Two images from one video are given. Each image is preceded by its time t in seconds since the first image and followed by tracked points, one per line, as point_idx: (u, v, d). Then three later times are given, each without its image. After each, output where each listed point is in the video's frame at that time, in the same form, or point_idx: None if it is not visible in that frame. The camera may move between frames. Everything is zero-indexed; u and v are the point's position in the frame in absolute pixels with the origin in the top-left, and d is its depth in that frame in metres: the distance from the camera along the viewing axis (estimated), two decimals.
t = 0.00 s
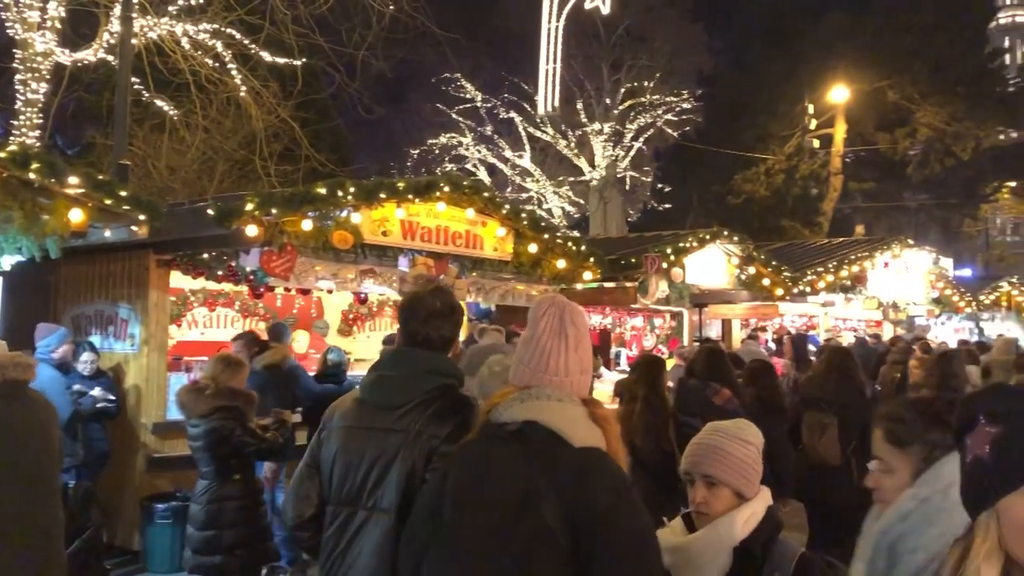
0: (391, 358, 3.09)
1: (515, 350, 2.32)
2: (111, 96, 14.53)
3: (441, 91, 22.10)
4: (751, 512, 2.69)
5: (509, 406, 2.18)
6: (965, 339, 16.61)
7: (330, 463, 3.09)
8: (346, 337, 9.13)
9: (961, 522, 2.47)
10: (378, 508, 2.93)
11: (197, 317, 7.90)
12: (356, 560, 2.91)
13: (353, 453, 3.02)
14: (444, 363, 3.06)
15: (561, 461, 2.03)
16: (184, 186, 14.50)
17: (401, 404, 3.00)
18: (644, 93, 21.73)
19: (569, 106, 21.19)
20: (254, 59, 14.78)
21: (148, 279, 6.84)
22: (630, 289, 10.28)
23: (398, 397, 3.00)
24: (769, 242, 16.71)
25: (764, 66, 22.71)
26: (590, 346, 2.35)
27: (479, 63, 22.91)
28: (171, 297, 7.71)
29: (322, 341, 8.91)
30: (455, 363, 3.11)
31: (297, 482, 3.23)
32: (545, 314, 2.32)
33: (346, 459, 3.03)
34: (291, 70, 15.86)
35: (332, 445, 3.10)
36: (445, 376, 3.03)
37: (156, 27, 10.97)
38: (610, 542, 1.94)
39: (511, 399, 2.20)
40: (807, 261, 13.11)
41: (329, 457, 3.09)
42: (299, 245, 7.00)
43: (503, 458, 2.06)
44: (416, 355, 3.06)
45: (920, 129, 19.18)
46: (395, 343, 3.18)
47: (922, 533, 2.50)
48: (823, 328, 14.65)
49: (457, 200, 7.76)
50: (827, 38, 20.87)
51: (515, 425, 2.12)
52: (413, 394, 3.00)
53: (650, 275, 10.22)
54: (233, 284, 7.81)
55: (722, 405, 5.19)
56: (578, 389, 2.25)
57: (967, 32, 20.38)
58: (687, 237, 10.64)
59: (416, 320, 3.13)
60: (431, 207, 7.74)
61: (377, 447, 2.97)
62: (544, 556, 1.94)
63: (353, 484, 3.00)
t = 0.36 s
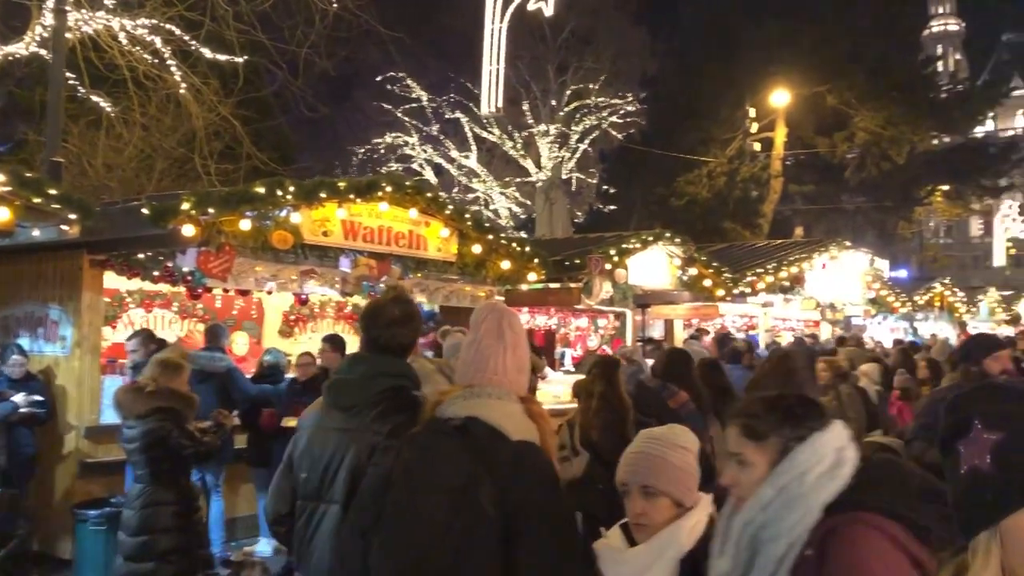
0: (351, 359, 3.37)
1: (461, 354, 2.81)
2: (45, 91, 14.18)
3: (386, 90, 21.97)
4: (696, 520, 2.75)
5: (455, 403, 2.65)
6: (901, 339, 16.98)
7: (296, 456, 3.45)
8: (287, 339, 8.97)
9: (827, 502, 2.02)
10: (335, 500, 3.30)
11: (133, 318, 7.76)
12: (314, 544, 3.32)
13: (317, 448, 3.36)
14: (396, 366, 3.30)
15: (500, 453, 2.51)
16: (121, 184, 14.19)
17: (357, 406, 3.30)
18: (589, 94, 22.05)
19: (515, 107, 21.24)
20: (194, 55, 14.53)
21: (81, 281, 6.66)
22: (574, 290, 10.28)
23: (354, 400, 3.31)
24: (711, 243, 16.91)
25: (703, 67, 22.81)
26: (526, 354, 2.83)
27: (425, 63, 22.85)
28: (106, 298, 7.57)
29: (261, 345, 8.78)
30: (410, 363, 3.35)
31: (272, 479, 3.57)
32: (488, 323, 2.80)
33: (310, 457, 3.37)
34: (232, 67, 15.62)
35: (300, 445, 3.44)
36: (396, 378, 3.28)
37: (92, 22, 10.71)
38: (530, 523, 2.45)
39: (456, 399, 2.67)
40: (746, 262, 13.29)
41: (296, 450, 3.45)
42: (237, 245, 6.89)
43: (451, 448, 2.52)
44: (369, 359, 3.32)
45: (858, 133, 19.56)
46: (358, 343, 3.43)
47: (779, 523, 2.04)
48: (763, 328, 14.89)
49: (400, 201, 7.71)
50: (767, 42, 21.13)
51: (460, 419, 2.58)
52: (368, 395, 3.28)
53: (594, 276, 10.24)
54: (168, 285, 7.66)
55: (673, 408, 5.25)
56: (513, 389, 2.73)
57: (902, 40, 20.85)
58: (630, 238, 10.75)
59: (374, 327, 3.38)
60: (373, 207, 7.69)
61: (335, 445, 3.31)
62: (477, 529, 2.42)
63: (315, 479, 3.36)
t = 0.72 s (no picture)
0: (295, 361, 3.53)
1: (408, 357, 3.16)
2: None
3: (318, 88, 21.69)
4: (561, 540, 2.62)
5: (406, 403, 3.02)
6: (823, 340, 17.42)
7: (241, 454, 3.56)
8: (212, 341, 8.80)
9: (683, 512, 2.04)
10: (281, 495, 3.43)
11: (51, 320, 7.54)
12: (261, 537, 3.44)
13: (262, 447, 3.49)
14: (340, 368, 3.48)
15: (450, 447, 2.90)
16: (38, 182, 13.72)
17: (301, 405, 3.45)
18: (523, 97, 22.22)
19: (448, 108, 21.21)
20: (117, 50, 14.15)
21: None
22: (505, 291, 10.27)
23: (298, 398, 3.45)
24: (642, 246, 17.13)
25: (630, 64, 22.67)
26: (469, 352, 3.22)
27: (357, 61, 22.61)
28: (20, 301, 7.41)
29: (185, 348, 8.61)
30: (352, 366, 3.54)
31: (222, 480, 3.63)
32: (432, 327, 3.17)
33: (259, 455, 3.49)
34: (157, 63, 15.26)
35: (248, 445, 3.55)
36: (341, 377, 3.46)
37: (9, 14, 10.33)
38: (477, 510, 2.87)
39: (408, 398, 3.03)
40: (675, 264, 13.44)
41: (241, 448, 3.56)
42: (158, 247, 6.75)
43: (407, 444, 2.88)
44: (313, 362, 3.48)
45: (783, 138, 20.02)
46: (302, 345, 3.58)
47: (638, 538, 2.05)
48: (691, 329, 15.10)
49: (327, 201, 7.59)
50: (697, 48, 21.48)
51: (412, 417, 2.94)
52: (312, 394, 3.43)
53: (526, 277, 10.28)
54: (86, 287, 7.42)
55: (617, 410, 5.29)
56: (460, 387, 3.13)
57: (826, 48, 21.40)
58: (561, 240, 10.83)
59: (319, 332, 3.54)
60: (299, 208, 7.56)
61: (280, 442, 3.44)
62: (431, 516, 2.81)
63: (262, 476, 3.47)
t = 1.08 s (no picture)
0: (263, 367, 3.36)
1: (402, 365, 3.42)
2: None
3: (250, 84, 21.28)
4: (394, 555, 2.27)
5: (404, 410, 3.25)
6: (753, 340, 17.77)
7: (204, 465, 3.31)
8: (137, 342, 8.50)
9: (562, 538, 1.79)
10: (257, 499, 3.22)
11: None
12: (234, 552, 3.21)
13: (234, 449, 3.25)
14: (314, 372, 3.34)
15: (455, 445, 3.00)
16: None
17: (280, 407, 3.26)
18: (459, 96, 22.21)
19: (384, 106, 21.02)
20: (38, 41, 13.66)
21: None
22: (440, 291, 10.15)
23: (276, 401, 3.27)
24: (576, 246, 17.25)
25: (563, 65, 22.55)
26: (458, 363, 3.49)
27: (290, 58, 22.27)
28: None
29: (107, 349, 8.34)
30: (324, 370, 3.39)
31: (176, 481, 3.33)
32: (424, 338, 3.49)
33: (230, 458, 3.24)
34: (80, 56, 14.79)
35: (214, 447, 3.29)
36: (316, 383, 3.32)
37: None
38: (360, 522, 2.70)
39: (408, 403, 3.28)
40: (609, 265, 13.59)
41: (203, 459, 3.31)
42: (78, 245, 6.64)
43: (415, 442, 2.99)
44: (291, 365, 3.32)
45: (714, 142, 20.35)
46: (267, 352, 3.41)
47: (511, 566, 1.79)
48: (624, 328, 15.25)
49: (255, 199, 7.50)
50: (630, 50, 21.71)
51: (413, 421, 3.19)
52: (291, 398, 3.27)
53: (459, 277, 10.26)
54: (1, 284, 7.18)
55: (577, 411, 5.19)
56: (452, 391, 3.39)
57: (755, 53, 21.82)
58: (495, 240, 10.89)
59: (293, 334, 3.36)
60: (226, 205, 7.48)
61: (256, 445, 3.23)
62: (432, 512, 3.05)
63: (234, 479, 3.24)
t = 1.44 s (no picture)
0: (239, 359, 3.28)
1: (385, 351, 3.46)
2: None
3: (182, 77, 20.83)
4: None
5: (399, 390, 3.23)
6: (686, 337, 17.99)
7: (183, 456, 3.18)
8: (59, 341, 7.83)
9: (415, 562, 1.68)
10: (239, 491, 3.16)
11: None
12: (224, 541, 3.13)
13: (212, 442, 3.18)
14: (293, 365, 3.31)
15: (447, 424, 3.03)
16: None
17: (261, 400, 3.22)
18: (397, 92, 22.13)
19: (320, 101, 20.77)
20: None
21: None
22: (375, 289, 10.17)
23: (256, 393, 3.22)
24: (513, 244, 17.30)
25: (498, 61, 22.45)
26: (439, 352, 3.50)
27: (224, 52, 21.88)
28: None
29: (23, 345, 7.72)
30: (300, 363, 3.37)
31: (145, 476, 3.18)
32: (410, 322, 3.46)
33: (209, 451, 3.17)
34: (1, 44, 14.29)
35: (191, 440, 3.20)
36: (296, 375, 3.29)
37: None
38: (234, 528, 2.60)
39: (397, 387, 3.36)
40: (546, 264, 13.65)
41: (176, 452, 3.19)
42: None
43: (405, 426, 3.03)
44: (271, 357, 3.28)
45: (649, 142, 20.48)
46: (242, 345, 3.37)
47: None
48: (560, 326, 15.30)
49: (183, 194, 7.34)
50: (567, 49, 21.78)
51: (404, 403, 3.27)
52: (272, 391, 3.24)
53: (394, 275, 10.24)
54: None
55: (533, 404, 5.40)
56: (435, 372, 3.46)
57: (690, 54, 22.09)
58: (430, 238, 10.89)
59: (269, 326, 3.33)
60: (152, 200, 7.29)
61: (236, 438, 3.18)
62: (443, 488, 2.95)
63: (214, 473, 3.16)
